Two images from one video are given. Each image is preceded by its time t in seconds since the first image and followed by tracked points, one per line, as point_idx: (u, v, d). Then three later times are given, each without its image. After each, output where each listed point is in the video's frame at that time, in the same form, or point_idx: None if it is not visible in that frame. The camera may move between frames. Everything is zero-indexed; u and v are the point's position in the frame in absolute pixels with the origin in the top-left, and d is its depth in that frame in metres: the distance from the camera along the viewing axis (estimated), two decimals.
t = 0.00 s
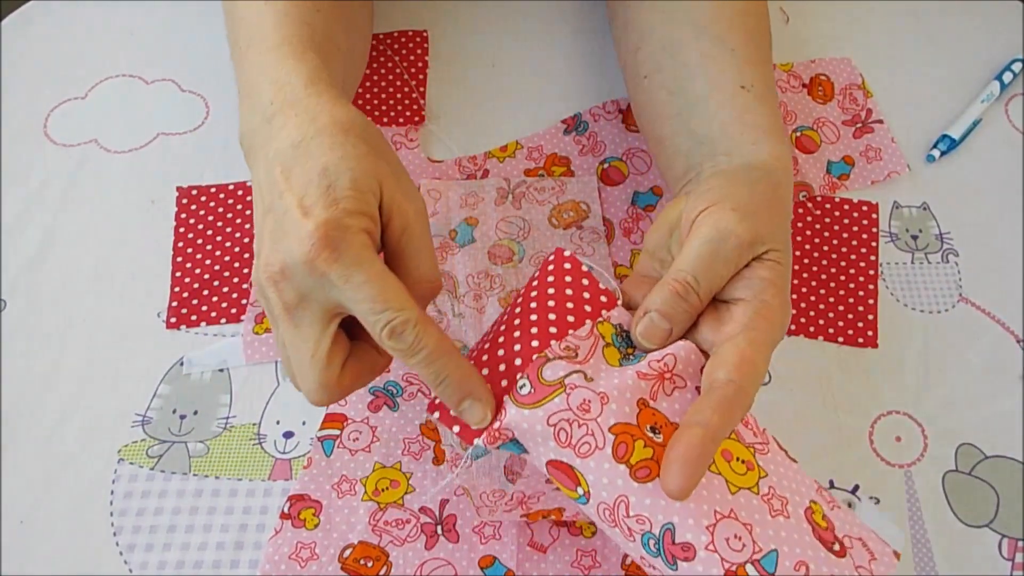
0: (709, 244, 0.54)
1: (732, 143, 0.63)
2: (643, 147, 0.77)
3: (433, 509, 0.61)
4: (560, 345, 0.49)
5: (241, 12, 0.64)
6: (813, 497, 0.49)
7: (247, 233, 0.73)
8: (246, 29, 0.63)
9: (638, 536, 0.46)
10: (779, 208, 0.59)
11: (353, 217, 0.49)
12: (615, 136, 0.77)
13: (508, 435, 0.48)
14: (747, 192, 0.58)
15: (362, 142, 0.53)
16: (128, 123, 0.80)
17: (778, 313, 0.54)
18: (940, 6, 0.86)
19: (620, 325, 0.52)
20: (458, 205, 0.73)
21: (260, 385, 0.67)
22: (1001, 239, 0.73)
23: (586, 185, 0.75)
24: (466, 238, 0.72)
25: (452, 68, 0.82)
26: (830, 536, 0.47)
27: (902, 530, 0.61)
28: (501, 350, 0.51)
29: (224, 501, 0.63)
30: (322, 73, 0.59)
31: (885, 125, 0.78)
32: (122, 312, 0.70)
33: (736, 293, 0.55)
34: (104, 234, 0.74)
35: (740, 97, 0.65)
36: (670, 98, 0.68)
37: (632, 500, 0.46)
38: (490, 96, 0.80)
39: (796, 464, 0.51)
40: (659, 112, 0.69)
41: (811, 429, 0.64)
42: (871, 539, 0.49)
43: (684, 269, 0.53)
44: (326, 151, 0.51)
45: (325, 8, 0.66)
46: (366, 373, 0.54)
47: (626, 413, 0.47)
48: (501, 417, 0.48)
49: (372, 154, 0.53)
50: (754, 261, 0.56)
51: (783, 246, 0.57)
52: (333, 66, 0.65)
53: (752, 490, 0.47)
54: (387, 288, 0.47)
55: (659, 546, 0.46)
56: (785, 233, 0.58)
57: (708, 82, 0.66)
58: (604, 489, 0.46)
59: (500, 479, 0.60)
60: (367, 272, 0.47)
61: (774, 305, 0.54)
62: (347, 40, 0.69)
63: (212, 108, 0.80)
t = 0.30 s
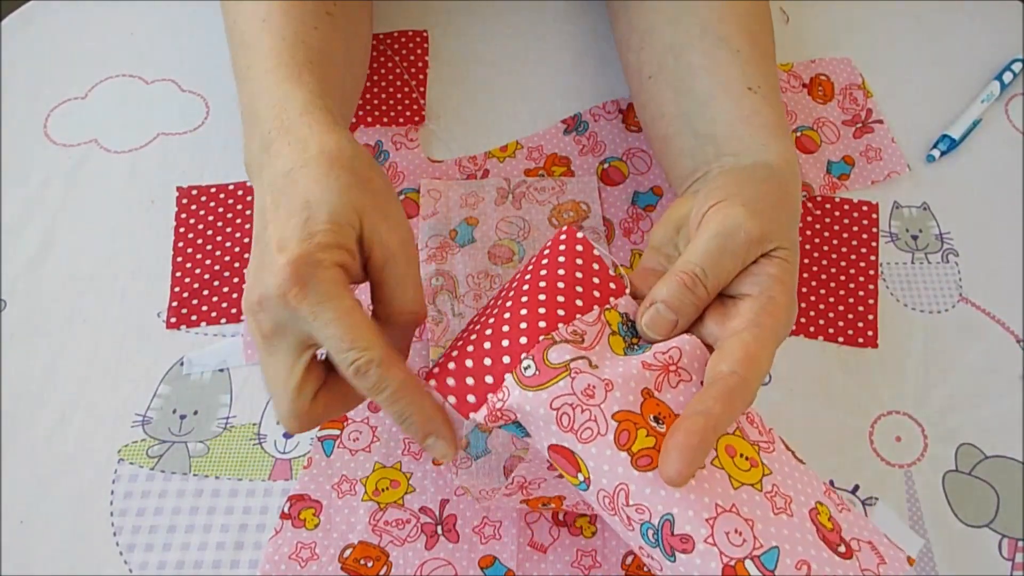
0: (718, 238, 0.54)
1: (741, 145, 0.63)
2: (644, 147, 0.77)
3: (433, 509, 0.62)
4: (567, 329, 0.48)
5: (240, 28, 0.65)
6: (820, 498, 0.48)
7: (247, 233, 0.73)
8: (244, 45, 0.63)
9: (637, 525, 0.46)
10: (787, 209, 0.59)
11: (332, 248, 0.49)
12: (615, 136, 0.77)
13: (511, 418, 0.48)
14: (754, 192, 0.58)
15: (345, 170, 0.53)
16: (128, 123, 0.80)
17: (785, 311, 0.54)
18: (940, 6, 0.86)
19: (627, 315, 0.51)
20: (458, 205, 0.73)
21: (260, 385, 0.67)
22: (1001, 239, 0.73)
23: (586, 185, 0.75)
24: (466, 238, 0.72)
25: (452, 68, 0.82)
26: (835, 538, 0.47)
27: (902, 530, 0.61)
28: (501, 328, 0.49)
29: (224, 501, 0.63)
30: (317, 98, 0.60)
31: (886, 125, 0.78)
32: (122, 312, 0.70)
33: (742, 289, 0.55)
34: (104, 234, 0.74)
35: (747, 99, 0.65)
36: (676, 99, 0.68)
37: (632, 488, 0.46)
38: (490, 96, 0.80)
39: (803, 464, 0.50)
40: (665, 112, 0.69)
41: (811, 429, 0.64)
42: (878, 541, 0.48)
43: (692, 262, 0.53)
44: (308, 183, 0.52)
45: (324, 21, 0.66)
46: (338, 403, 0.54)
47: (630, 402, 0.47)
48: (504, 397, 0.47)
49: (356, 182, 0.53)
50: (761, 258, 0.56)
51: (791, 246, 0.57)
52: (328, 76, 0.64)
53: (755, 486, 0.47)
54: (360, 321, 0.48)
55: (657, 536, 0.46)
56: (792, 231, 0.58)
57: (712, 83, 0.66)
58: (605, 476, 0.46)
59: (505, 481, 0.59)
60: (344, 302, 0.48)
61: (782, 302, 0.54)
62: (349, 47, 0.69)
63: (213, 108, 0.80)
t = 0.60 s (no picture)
0: (723, 214, 0.54)
1: (753, 137, 0.63)
2: (643, 147, 0.77)
3: (433, 509, 0.62)
4: (563, 295, 0.48)
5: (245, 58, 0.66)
6: (813, 485, 0.46)
7: (247, 233, 0.73)
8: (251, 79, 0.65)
9: (614, 492, 0.45)
10: (790, 194, 0.58)
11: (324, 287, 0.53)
12: (615, 136, 0.77)
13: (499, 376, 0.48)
14: (752, 176, 0.58)
15: (321, 193, 0.54)
16: (128, 123, 0.80)
17: (788, 289, 0.54)
18: (940, 6, 0.86)
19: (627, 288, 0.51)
20: (458, 205, 0.73)
21: (260, 385, 0.67)
22: (1001, 239, 0.73)
23: (586, 185, 0.75)
24: (466, 238, 0.72)
25: (452, 68, 0.82)
26: (825, 526, 0.44)
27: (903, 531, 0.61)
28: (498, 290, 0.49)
29: (224, 501, 0.63)
30: (302, 121, 0.61)
31: (886, 125, 0.78)
32: (121, 312, 0.70)
33: (745, 268, 0.55)
34: (104, 234, 0.74)
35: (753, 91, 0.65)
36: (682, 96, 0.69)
37: (610, 454, 0.45)
38: (490, 96, 0.80)
39: (802, 451, 0.48)
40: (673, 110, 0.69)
41: (811, 429, 0.64)
42: (875, 534, 0.46)
43: (695, 237, 0.53)
44: (294, 223, 0.54)
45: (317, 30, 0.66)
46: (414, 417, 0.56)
47: (616, 368, 0.46)
48: (494, 355, 0.47)
49: (331, 197, 0.53)
50: (767, 238, 0.56)
51: (795, 229, 0.57)
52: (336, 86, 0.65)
53: (740, 464, 0.45)
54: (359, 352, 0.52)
55: (632, 505, 0.45)
56: (796, 215, 0.58)
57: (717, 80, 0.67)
58: (583, 441, 0.45)
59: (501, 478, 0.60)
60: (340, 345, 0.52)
61: (786, 280, 0.54)
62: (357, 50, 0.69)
63: (213, 108, 0.80)
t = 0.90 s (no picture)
0: (688, 190, 0.53)
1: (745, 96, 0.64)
2: (644, 147, 0.77)
3: (433, 509, 0.62)
4: (548, 310, 0.47)
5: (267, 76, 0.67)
6: (792, 526, 0.44)
7: (247, 233, 0.73)
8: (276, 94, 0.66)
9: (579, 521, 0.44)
10: (778, 163, 0.56)
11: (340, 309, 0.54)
12: (616, 136, 0.77)
13: (473, 396, 0.47)
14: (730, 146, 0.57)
15: (340, 222, 0.54)
16: (128, 123, 0.80)
17: (785, 263, 0.53)
18: (940, 6, 0.86)
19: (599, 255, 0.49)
20: (458, 205, 0.73)
21: (260, 385, 0.67)
22: (1001, 238, 0.73)
23: (586, 185, 0.75)
24: (466, 238, 0.72)
25: (453, 68, 0.82)
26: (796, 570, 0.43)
27: (902, 530, 0.61)
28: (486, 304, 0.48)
29: (224, 501, 0.63)
30: (325, 134, 0.61)
31: (886, 125, 0.78)
32: (121, 312, 0.70)
33: (739, 245, 0.54)
34: (104, 233, 0.74)
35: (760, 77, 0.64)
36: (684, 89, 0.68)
37: (579, 481, 0.44)
38: (490, 95, 0.80)
39: (786, 491, 0.46)
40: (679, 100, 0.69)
41: (811, 429, 0.64)
42: None
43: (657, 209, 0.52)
44: (310, 246, 0.55)
45: (330, 32, 0.66)
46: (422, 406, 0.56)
47: (595, 396, 0.45)
48: (473, 369, 0.47)
49: (348, 226, 0.54)
50: (747, 207, 0.54)
51: (784, 198, 0.55)
52: (362, 84, 0.65)
53: (713, 502, 0.43)
54: (365, 360, 0.53)
55: (597, 534, 0.44)
56: (786, 184, 0.56)
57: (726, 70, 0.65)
58: (555, 466, 0.44)
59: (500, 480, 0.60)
60: (348, 355, 0.54)
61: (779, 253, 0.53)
62: (375, 47, 0.69)
63: (213, 108, 0.80)
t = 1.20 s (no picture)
0: (682, 199, 0.53)
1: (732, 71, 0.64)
2: (644, 147, 0.77)
3: (433, 509, 0.62)
4: (555, 323, 0.47)
5: (267, 73, 0.67)
6: (778, 554, 0.44)
7: (247, 233, 0.73)
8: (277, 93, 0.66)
9: (567, 533, 0.45)
10: (770, 137, 0.55)
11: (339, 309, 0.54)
12: (616, 136, 0.77)
13: (471, 401, 0.48)
14: (719, 133, 0.56)
15: (340, 221, 0.54)
16: (128, 123, 0.80)
17: (811, 222, 0.51)
18: (940, 6, 0.86)
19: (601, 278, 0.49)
20: (458, 205, 0.73)
21: (260, 385, 0.67)
22: (1001, 238, 0.73)
23: (586, 185, 0.75)
24: (466, 238, 0.72)
25: (453, 68, 0.82)
26: None
27: (902, 531, 0.61)
28: (495, 315, 0.48)
29: (224, 501, 0.63)
30: (324, 135, 0.61)
31: (886, 125, 0.78)
32: (121, 312, 0.70)
33: (761, 224, 0.53)
34: (105, 234, 0.74)
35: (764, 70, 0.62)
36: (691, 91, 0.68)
37: (569, 495, 0.44)
38: (490, 95, 0.80)
39: (775, 518, 0.46)
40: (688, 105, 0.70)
41: (811, 429, 0.65)
42: None
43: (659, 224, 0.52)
44: (309, 246, 0.55)
45: (332, 32, 0.66)
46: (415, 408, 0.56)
47: (592, 412, 0.45)
48: (475, 375, 0.47)
49: (349, 228, 0.54)
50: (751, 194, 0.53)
51: (785, 166, 0.54)
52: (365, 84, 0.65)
53: (701, 525, 0.44)
54: (362, 357, 0.53)
55: (583, 549, 0.44)
56: (784, 153, 0.54)
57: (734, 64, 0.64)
58: (547, 478, 0.45)
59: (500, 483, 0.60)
60: (345, 351, 0.53)
61: (801, 215, 0.51)
62: (375, 44, 0.69)
63: (212, 108, 0.80)
